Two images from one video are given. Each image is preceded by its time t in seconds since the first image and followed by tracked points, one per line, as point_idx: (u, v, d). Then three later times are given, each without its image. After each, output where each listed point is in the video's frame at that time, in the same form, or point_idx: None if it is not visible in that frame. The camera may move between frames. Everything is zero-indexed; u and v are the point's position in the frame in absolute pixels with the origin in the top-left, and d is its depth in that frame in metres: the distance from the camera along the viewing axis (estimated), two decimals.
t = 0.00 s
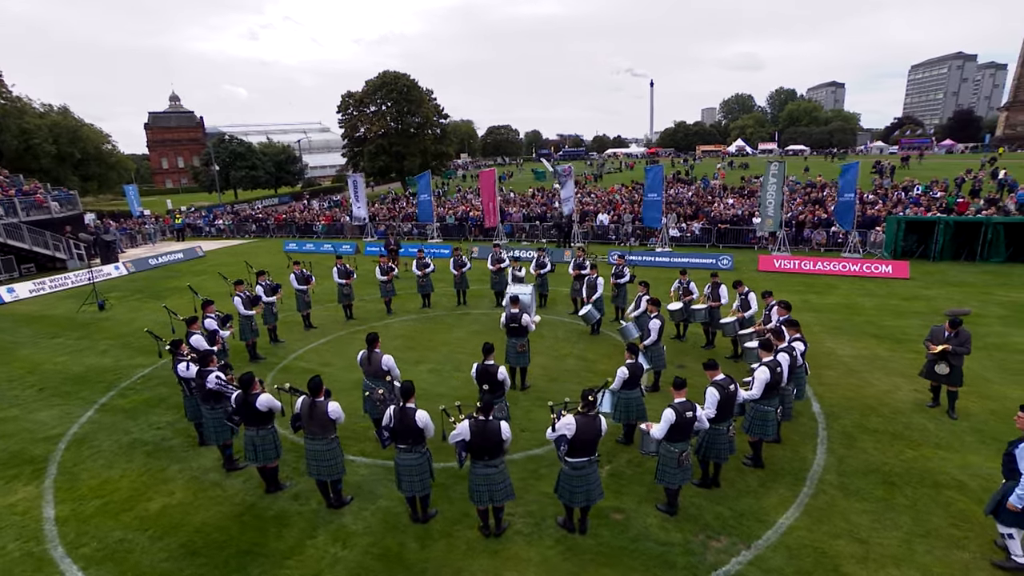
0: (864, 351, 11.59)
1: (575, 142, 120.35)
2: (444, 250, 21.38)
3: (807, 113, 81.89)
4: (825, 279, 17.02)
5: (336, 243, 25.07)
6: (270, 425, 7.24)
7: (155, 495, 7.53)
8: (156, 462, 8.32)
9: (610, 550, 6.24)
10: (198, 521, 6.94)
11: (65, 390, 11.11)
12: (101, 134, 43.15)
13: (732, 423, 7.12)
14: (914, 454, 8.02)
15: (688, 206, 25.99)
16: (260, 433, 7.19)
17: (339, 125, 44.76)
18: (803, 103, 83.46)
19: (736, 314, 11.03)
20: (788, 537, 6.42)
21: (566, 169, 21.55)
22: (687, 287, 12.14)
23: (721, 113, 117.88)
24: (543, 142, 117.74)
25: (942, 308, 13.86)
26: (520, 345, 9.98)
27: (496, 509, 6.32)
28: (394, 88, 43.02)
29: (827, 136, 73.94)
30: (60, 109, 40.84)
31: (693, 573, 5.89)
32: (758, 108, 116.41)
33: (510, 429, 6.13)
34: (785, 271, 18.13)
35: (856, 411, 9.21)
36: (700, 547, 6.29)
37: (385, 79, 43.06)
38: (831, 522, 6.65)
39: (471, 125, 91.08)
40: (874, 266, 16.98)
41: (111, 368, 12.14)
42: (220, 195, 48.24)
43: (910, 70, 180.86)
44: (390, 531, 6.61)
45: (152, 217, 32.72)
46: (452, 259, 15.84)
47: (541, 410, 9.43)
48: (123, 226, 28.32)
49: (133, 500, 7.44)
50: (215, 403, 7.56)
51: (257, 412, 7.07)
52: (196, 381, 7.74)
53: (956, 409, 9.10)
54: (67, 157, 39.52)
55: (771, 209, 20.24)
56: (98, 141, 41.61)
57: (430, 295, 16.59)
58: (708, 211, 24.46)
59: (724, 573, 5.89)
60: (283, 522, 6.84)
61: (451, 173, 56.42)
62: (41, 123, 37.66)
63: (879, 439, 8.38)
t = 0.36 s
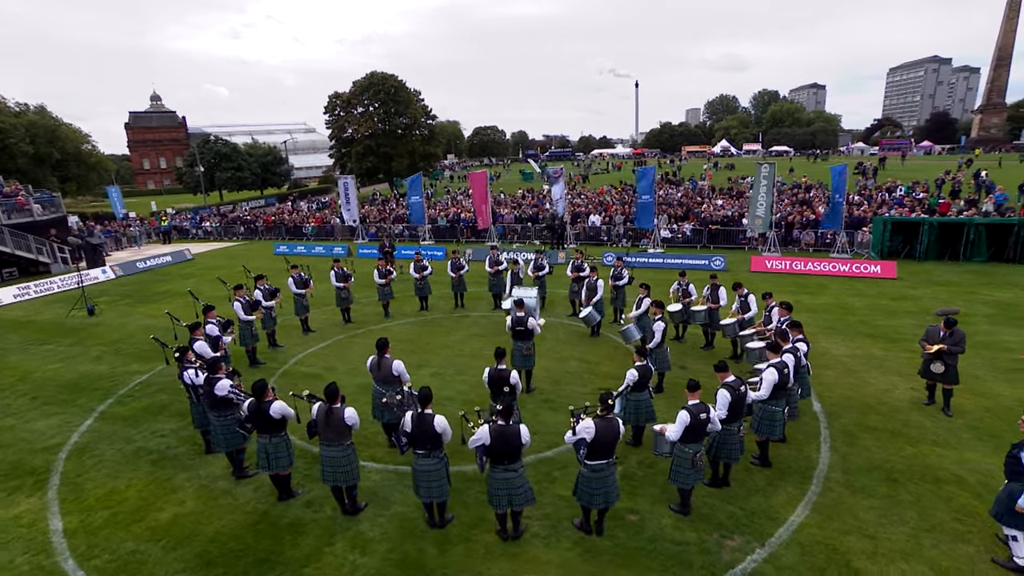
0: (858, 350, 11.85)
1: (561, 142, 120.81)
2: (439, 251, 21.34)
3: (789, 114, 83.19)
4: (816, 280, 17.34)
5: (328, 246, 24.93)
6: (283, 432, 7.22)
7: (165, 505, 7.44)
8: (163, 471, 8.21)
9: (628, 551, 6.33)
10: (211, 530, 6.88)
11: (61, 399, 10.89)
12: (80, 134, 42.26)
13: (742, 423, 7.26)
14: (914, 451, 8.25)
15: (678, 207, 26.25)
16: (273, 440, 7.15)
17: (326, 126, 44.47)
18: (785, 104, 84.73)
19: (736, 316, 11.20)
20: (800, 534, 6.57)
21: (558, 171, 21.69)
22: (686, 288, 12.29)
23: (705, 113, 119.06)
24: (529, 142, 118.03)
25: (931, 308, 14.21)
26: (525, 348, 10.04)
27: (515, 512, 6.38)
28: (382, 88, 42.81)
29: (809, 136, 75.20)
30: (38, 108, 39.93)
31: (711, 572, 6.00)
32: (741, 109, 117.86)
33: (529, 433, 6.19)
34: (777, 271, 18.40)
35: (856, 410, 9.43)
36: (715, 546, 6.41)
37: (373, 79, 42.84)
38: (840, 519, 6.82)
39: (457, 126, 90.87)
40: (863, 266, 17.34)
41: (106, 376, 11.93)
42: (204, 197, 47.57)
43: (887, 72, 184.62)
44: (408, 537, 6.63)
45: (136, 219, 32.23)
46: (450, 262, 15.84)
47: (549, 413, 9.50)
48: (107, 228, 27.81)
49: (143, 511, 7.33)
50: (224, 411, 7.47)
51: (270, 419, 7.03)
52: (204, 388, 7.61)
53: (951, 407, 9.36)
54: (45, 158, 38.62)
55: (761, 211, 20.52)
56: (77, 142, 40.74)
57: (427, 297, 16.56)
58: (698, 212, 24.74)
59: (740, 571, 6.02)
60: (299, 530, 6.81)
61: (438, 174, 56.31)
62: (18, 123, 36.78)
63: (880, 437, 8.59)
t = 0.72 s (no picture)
0: (852, 348, 12.15)
1: (546, 142, 121.23)
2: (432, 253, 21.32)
3: (771, 115, 84.53)
4: (806, 279, 17.70)
5: (318, 247, 24.77)
6: (296, 437, 7.22)
7: (175, 512, 7.38)
8: (171, 478, 8.13)
9: (643, 548, 6.46)
10: (226, 537, 6.85)
11: (57, 406, 10.69)
12: (57, 134, 41.35)
13: (750, 422, 7.45)
14: (911, 445, 8.51)
15: (668, 207, 26.55)
16: (287, 445, 7.16)
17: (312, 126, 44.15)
18: (768, 105, 85.96)
19: (734, 315, 11.41)
20: (808, 528, 6.75)
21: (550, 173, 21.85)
22: (684, 289, 12.45)
23: (689, 113, 120.31)
24: (515, 142, 118.47)
25: (918, 306, 14.61)
26: (530, 350, 10.12)
27: (532, 513, 6.47)
28: (369, 89, 42.63)
29: (791, 137, 76.51)
30: (14, 108, 39.01)
31: (726, 567, 6.15)
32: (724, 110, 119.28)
33: (547, 434, 6.29)
34: (767, 271, 18.72)
35: (853, 407, 9.69)
36: (728, 541, 6.57)
37: (360, 79, 42.63)
38: (846, 513, 7.03)
39: (442, 126, 90.67)
40: (851, 265, 17.73)
41: (102, 382, 11.73)
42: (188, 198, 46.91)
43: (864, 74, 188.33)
44: (426, 539, 6.67)
45: (120, 221, 31.70)
46: (447, 263, 15.87)
47: (555, 414, 9.61)
48: (90, 231, 27.30)
49: (154, 518, 7.26)
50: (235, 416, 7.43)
51: (284, 424, 7.03)
52: (214, 393, 7.55)
53: (943, 402, 9.67)
54: (21, 158, 37.72)
55: (751, 211, 20.85)
56: (55, 142, 39.89)
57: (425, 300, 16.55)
58: (688, 212, 25.05)
59: (754, 565, 6.19)
60: (315, 535, 6.82)
61: (426, 175, 56.16)
62: None
63: (878, 433, 8.85)
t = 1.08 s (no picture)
0: (842, 346, 12.48)
1: (530, 142, 121.55)
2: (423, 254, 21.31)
3: (752, 116, 85.84)
4: (794, 278, 18.09)
5: (307, 249, 24.58)
6: (308, 440, 7.21)
7: (185, 518, 7.34)
8: (177, 483, 8.08)
9: (655, 543, 6.62)
10: (240, 541, 6.85)
11: (51, 412, 10.49)
12: (31, 134, 40.36)
13: (753, 418, 7.66)
14: (904, 438, 8.82)
15: (656, 208, 26.86)
16: (299, 448, 7.16)
17: (297, 127, 43.73)
18: (749, 106, 87.29)
19: (730, 314, 11.63)
20: (812, 520, 6.98)
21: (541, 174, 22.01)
22: (680, 289, 12.63)
23: (672, 114, 121.57)
24: (499, 142, 118.54)
25: (903, 303, 15.04)
26: (533, 350, 10.25)
27: (546, 510, 6.58)
28: (354, 89, 42.37)
29: (772, 137, 77.79)
30: None
31: (736, 559, 6.34)
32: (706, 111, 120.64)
33: (562, 433, 6.41)
34: (756, 270, 19.08)
35: (847, 402, 9.98)
36: (736, 533, 6.76)
37: (345, 79, 42.34)
38: (846, 504, 7.28)
39: (426, 126, 90.33)
40: (836, 264, 18.16)
41: (96, 388, 11.53)
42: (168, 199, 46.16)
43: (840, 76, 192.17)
44: (441, 539, 6.75)
45: (99, 223, 31.08)
46: (442, 265, 15.90)
47: (559, 414, 9.73)
48: (70, 233, 26.75)
49: (164, 524, 7.22)
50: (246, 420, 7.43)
51: (297, 428, 7.01)
52: (225, 398, 7.54)
53: (932, 396, 10.00)
54: None
55: (739, 212, 21.23)
56: (29, 141, 38.95)
57: (420, 301, 16.55)
58: (676, 212, 25.38)
59: (763, 556, 6.38)
60: (330, 537, 6.85)
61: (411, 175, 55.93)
62: None
63: (873, 427, 9.15)
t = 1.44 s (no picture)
0: (834, 342, 12.81)
1: (515, 143, 121.74)
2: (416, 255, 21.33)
3: (735, 117, 87.09)
4: (782, 276, 18.46)
5: (298, 250, 24.41)
6: (321, 440, 7.25)
7: (196, 521, 7.33)
8: (185, 487, 8.05)
9: (665, 535, 6.79)
10: (254, 543, 6.87)
11: (47, 417, 10.33)
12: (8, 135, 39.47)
13: (756, 413, 7.89)
14: (898, 430, 9.11)
15: (645, 208, 27.17)
16: (312, 449, 7.18)
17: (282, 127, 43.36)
18: (732, 107, 88.61)
19: (726, 312, 11.87)
20: (814, 510, 7.20)
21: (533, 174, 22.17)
22: (675, 288, 12.80)
23: (656, 115, 122.74)
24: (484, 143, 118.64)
25: (888, 300, 15.46)
26: (535, 349, 10.39)
27: (560, 505, 6.72)
28: (341, 89, 42.16)
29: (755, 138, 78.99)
30: None
31: (744, 549, 6.53)
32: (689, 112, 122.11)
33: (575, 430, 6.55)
34: (746, 269, 19.43)
35: (841, 396, 10.27)
36: (743, 524, 6.96)
37: (332, 79, 42.10)
38: (846, 494, 7.52)
39: (411, 126, 90.06)
40: (824, 263, 18.58)
41: (92, 392, 11.38)
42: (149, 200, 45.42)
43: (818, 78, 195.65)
44: (455, 535, 6.83)
45: (81, 225, 30.52)
46: (438, 265, 15.95)
47: (564, 412, 9.86)
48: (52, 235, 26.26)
49: (174, 527, 7.20)
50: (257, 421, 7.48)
51: (310, 429, 7.04)
52: (236, 400, 7.56)
53: (922, 390, 10.34)
54: None
55: (728, 211, 21.59)
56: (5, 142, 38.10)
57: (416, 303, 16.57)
58: (665, 212, 25.70)
59: (770, 546, 6.58)
60: (345, 537, 6.89)
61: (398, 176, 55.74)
62: None
63: (867, 420, 9.43)
